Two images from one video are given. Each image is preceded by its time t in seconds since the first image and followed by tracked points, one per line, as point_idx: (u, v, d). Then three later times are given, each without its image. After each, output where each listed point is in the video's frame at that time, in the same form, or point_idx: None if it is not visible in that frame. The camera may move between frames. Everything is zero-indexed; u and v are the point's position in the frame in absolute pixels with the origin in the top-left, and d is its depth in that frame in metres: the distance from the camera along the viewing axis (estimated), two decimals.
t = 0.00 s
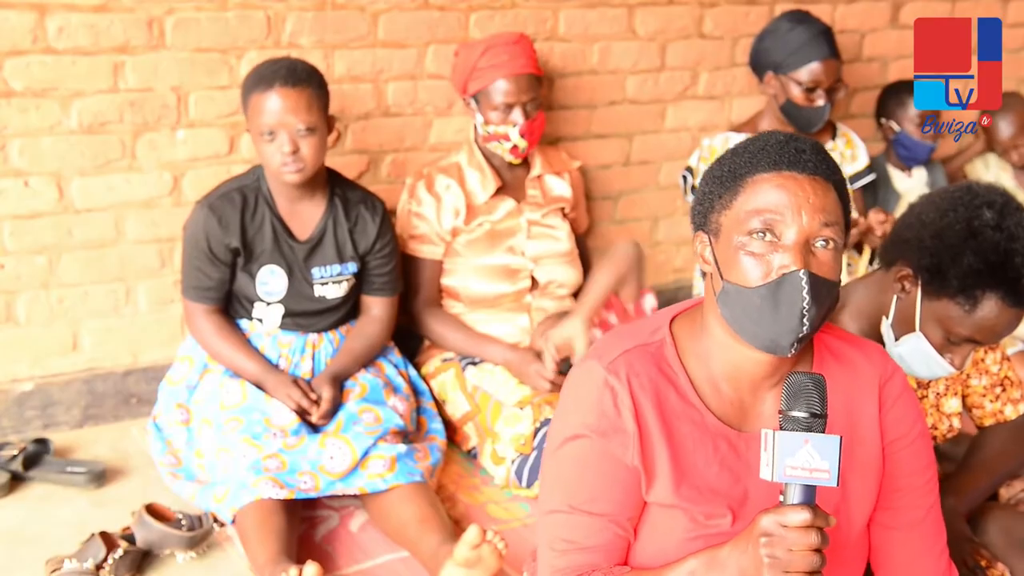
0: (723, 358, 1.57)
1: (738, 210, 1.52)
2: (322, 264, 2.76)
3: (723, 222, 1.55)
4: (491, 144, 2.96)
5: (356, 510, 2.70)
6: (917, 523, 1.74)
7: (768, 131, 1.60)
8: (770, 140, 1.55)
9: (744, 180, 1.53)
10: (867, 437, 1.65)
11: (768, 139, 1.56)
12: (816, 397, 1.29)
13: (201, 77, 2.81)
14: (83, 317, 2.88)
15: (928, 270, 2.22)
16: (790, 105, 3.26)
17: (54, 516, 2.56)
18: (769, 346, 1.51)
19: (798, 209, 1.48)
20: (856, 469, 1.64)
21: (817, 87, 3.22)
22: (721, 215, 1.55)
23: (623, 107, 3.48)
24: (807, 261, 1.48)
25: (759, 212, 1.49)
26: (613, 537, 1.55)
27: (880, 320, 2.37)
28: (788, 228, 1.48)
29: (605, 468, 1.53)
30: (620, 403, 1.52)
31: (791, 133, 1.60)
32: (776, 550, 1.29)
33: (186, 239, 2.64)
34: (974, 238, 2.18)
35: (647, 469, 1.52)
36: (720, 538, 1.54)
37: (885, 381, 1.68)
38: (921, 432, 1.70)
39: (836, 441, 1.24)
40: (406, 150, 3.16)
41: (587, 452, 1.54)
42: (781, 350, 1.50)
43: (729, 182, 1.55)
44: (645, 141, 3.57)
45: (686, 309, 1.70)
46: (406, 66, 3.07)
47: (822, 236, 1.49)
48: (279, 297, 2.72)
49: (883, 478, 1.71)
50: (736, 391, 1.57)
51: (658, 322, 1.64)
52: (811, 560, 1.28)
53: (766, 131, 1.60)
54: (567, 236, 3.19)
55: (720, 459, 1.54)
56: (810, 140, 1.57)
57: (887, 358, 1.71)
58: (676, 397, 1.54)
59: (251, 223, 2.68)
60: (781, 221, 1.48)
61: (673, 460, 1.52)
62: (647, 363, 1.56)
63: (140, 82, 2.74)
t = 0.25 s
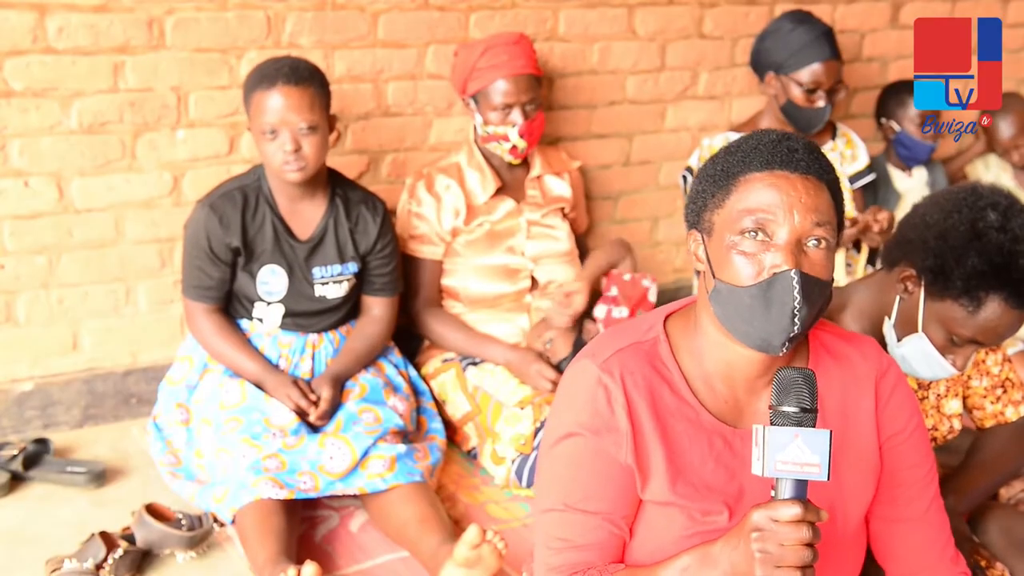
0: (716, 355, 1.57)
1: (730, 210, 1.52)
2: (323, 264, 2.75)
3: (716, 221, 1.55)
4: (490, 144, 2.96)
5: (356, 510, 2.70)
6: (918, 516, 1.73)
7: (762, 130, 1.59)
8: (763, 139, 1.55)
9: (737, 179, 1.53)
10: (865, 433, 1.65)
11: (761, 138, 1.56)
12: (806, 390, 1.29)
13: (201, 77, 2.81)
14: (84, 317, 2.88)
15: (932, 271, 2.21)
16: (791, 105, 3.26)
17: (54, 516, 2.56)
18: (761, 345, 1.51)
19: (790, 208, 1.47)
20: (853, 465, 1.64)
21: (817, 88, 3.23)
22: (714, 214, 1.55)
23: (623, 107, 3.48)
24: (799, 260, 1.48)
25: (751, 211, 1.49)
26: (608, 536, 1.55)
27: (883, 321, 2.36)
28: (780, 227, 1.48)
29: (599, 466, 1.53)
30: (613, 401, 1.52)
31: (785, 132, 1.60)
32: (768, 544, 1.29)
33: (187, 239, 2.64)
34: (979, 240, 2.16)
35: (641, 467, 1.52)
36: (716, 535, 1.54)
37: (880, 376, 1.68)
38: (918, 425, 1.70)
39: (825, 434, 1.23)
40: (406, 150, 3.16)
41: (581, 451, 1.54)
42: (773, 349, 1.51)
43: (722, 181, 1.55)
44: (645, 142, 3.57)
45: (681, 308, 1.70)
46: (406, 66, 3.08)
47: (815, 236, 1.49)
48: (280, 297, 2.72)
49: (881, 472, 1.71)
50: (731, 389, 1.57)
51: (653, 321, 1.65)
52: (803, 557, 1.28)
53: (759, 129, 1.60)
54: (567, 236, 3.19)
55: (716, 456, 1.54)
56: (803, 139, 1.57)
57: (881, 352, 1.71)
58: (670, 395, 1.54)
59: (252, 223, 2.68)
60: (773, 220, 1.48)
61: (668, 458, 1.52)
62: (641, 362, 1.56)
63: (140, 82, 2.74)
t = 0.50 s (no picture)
0: (712, 355, 1.57)
1: (730, 213, 1.52)
2: (323, 263, 2.75)
3: (716, 224, 1.55)
4: (489, 144, 2.96)
5: (356, 510, 2.70)
6: (918, 511, 1.73)
7: (766, 131, 1.58)
8: (766, 142, 1.54)
9: (738, 182, 1.52)
10: (863, 431, 1.65)
11: (764, 141, 1.55)
12: (802, 389, 1.28)
13: (201, 77, 2.81)
14: (84, 317, 2.88)
15: (935, 271, 2.21)
16: (791, 105, 3.27)
17: (54, 516, 2.56)
18: (757, 349, 1.52)
19: (790, 215, 1.47)
20: (851, 464, 1.64)
21: (817, 88, 3.23)
22: (714, 216, 1.55)
23: (623, 107, 3.48)
24: (797, 267, 1.48)
25: (751, 217, 1.49)
26: (606, 536, 1.55)
27: (885, 321, 2.37)
28: (779, 234, 1.47)
29: (596, 467, 1.53)
30: (611, 401, 1.52)
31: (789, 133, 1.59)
32: (765, 544, 1.29)
33: (188, 238, 2.64)
34: (982, 240, 2.17)
35: (639, 468, 1.52)
36: (714, 535, 1.54)
37: (878, 374, 1.68)
38: (916, 421, 1.70)
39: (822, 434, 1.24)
40: (406, 150, 3.16)
41: (579, 451, 1.54)
42: (770, 353, 1.51)
43: (723, 183, 1.54)
44: (645, 141, 3.57)
45: (679, 308, 1.70)
46: (406, 67, 3.08)
47: (814, 243, 1.48)
48: (280, 297, 2.72)
49: (880, 470, 1.71)
50: (729, 389, 1.57)
51: (650, 321, 1.64)
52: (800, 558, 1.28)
53: (764, 130, 1.58)
54: (567, 236, 3.19)
55: (713, 456, 1.54)
56: (808, 142, 1.56)
57: (879, 350, 1.71)
58: (668, 395, 1.54)
59: (253, 222, 2.67)
60: (773, 227, 1.48)
61: (665, 458, 1.52)
62: (638, 362, 1.56)
63: (140, 82, 2.74)
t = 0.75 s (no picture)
0: (714, 358, 1.57)
1: (737, 220, 1.51)
2: (323, 263, 2.75)
3: (722, 229, 1.54)
4: (488, 144, 2.96)
5: (356, 510, 2.70)
6: (916, 517, 1.74)
7: (777, 137, 1.58)
8: (777, 149, 1.54)
9: (746, 188, 1.52)
10: (864, 436, 1.65)
11: (775, 147, 1.55)
12: (803, 392, 1.29)
13: (201, 77, 2.81)
14: (83, 317, 2.88)
15: (935, 271, 2.21)
16: (790, 105, 3.27)
17: (54, 516, 2.56)
18: (756, 360, 1.52)
19: (797, 225, 1.47)
20: (852, 469, 1.64)
21: (817, 88, 3.23)
22: (720, 222, 1.55)
23: (623, 107, 3.48)
24: (801, 277, 1.48)
25: (757, 225, 1.49)
26: (606, 538, 1.55)
27: (885, 321, 2.37)
28: (785, 244, 1.47)
29: (597, 469, 1.53)
30: (612, 404, 1.52)
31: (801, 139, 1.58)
32: (764, 547, 1.29)
33: (188, 238, 2.64)
34: (983, 240, 2.16)
35: (639, 471, 1.52)
36: (714, 538, 1.54)
37: (880, 379, 1.68)
38: (917, 427, 1.70)
39: (822, 438, 1.24)
40: (406, 150, 3.16)
41: (579, 454, 1.54)
42: (768, 365, 1.52)
43: (731, 188, 1.54)
44: (645, 141, 3.57)
45: (682, 310, 1.70)
46: (406, 67, 3.08)
47: (820, 254, 1.48)
48: (280, 296, 2.72)
49: (880, 475, 1.71)
50: (730, 392, 1.57)
51: (652, 323, 1.64)
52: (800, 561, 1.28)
53: (774, 135, 1.58)
54: (567, 236, 3.19)
55: (714, 459, 1.54)
56: (818, 150, 1.55)
57: (881, 355, 1.71)
58: (669, 398, 1.54)
59: (253, 222, 2.67)
60: (779, 236, 1.47)
61: (666, 461, 1.52)
62: (640, 365, 1.56)
63: (140, 82, 2.74)
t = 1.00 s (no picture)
0: (717, 361, 1.57)
1: (744, 223, 1.51)
2: (323, 263, 2.75)
3: (729, 232, 1.54)
4: (488, 147, 2.97)
5: (356, 510, 2.70)
6: (917, 522, 1.73)
7: (787, 140, 1.57)
8: (787, 153, 1.53)
9: (754, 192, 1.52)
10: (866, 440, 1.65)
11: (784, 151, 1.54)
12: (808, 399, 1.28)
13: (201, 77, 2.81)
14: (83, 317, 2.88)
15: (935, 271, 2.21)
16: (790, 105, 3.27)
17: (54, 516, 2.56)
18: (762, 362, 1.53)
19: (805, 229, 1.47)
20: (854, 473, 1.64)
21: (817, 88, 3.23)
22: (728, 224, 1.55)
23: (623, 107, 3.48)
24: (808, 283, 1.48)
25: (765, 228, 1.49)
26: (608, 541, 1.55)
27: (885, 321, 2.37)
28: (793, 248, 1.47)
29: (599, 472, 1.53)
30: (615, 407, 1.52)
31: (811, 143, 1.58)
32: (768, 554, 1.29)
33: (188, 238, 2.64)
34: (982, 240, 2.17)
35: (642, 474, 1.52)
36: (716, 542, 1.54)
37: (882, 383, 1.68)
38: (919, 431, 1.70)
39: (826, 445, 1.24)
40: (406, 150, 3.16)
41: (582, 457, 1.54)
42: (774, 367, 1.53)
43: (739, 192, 1.54)
44: (645, 141, 3.57)
45: (684, 312, 1.70)
46: (407, 67, 3.08)
47: (828, 260, 1.48)
48: (280, 296, 2.72)
49: (881, 479, 1.71)
50: (732, 395, 1.57)
51: (655, 326, 1.64)
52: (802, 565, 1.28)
53: (784, 139, 1.58)
54: (567, 236, 3.19)
55: (717, 463, 1.54)
56: (828, 155, 1.55)
57: (884, 358, 1.71)
58: (672, 401, 1.54)
59: (253, 221, 2.67)
60: (787, 240, 1.47)
61: (668, 465, 1.52)
62: (643, 368, 1.56)
63: (140, 82, 2.74)
